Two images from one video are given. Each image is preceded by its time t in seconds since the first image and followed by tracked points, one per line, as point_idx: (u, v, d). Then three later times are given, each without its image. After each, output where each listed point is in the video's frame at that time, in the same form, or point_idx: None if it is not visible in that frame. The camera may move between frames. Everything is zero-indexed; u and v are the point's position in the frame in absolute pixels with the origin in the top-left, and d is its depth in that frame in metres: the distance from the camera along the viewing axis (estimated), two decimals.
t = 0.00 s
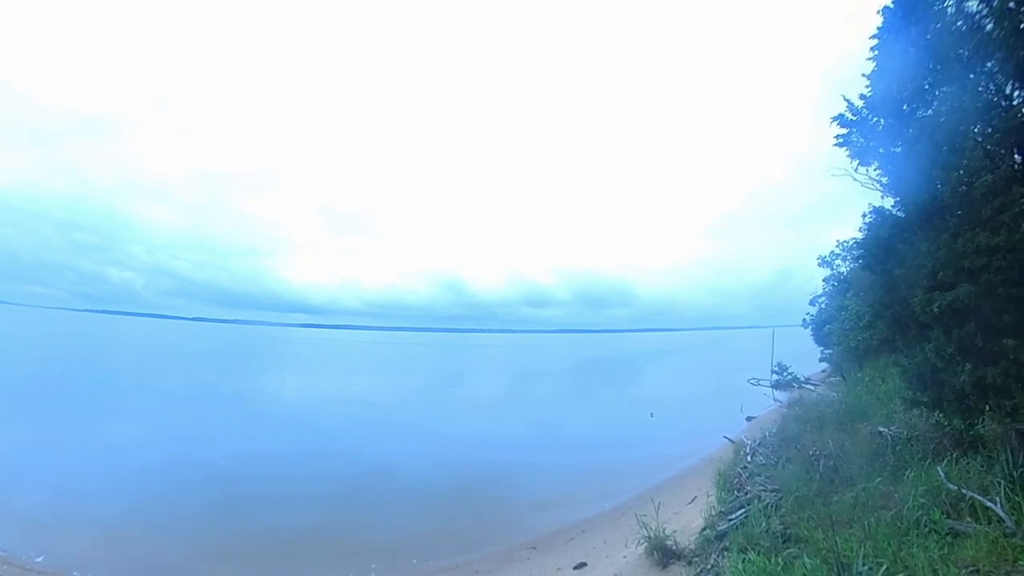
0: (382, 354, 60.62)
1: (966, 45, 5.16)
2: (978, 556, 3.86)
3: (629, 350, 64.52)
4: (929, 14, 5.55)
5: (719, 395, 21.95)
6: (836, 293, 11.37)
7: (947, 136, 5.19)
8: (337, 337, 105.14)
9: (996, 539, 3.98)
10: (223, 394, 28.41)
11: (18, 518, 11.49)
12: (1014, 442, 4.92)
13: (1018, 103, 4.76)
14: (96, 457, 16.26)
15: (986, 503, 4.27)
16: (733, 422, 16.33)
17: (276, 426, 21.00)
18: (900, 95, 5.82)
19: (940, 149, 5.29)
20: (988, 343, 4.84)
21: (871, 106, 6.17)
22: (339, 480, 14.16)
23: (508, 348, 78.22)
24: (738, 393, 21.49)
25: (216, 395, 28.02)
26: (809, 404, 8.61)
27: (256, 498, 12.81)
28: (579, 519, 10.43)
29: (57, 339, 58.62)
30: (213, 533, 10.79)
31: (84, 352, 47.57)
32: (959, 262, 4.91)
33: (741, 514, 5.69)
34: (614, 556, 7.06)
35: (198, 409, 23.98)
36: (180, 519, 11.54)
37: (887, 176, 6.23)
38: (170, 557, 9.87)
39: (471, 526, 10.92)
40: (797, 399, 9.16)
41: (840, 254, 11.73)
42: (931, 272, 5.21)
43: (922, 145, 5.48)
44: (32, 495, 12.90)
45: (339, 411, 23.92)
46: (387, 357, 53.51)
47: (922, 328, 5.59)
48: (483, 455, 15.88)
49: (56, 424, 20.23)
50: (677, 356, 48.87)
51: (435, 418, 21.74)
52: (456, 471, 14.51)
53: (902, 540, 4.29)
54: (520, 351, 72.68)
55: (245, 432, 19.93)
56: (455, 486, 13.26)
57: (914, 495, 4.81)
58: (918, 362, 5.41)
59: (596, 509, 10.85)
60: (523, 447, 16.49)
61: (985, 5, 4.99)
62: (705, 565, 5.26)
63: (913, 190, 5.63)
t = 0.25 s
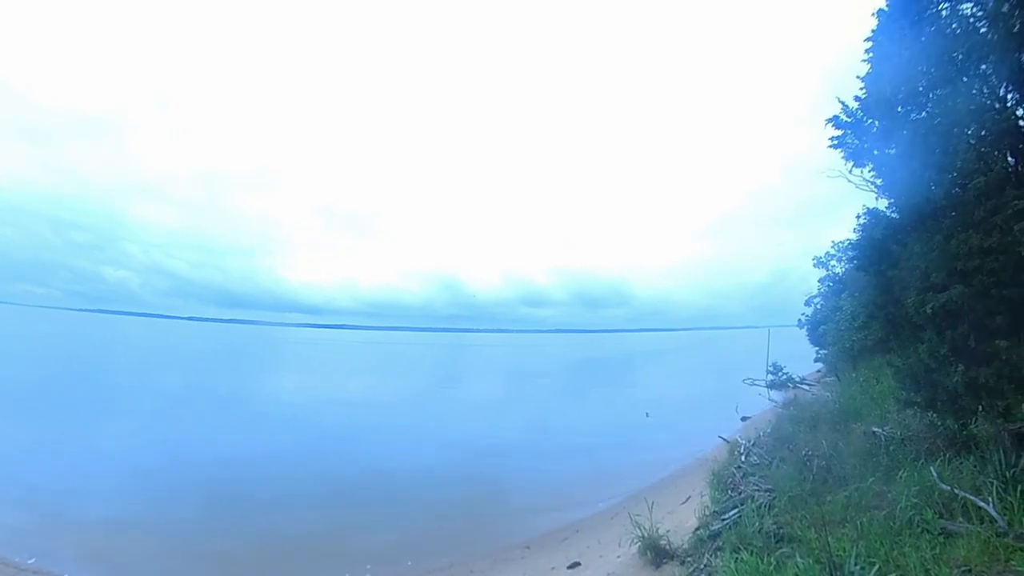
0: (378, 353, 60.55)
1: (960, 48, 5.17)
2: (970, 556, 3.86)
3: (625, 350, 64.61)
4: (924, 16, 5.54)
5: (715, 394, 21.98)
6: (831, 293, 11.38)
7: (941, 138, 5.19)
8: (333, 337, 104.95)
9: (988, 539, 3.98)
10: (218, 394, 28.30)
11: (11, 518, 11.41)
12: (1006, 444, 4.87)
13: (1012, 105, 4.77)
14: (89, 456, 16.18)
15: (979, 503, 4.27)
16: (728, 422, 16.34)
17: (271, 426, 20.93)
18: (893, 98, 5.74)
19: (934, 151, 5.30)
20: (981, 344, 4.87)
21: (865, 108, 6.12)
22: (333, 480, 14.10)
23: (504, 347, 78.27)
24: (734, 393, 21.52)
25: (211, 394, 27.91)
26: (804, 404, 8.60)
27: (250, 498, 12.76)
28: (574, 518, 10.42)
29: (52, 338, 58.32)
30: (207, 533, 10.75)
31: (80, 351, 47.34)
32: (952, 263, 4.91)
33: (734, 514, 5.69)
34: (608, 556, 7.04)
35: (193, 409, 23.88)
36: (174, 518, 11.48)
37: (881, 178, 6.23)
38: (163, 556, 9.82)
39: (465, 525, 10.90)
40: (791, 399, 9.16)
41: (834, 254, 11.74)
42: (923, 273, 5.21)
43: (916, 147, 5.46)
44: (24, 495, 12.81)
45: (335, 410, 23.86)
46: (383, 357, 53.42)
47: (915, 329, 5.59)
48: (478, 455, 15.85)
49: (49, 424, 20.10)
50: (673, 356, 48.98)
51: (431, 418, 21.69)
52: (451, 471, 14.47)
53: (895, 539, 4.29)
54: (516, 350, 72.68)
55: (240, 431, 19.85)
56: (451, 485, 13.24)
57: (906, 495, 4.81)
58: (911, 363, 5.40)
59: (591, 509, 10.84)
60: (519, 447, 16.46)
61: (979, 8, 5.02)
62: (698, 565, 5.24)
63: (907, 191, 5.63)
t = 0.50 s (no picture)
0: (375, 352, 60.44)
1: (956, 49, 5.18)
2: (966, 555, 3.86)
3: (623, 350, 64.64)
4: (921, 18, 5.54)
5: (712, 395, 21.97)
6: (828, 293, 11.39)
7: (937, 139, 5.20)
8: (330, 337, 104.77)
9: (984, 538, 3.98)
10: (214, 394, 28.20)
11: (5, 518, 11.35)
12: (1003, 442, 4.90)
13: (1008, 106, 4.78)
14: (85, 456, 16.09)
15: (974, 502, 4.28)
16: (725, 422, 16.35)
17: (268, 426, 20.86)
18: (890, 98, 5.74)
19: (930, 152, 5.32)
20: (977, 344, 4.88)
21: (862, 109, 6.11)
22: (330, 480, 14.06)
23: (502, 347, 78.21)
24: (731, 393, 21.52)
25: (208, 394, 27.82)
26: (800, 404, 8.61)
27: (246, 498, 12.71)
28: (570, 518, 10.40)
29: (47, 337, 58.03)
30: (203, 533, 10.72)
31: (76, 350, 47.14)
32: (948, 263, 4.91)
33: (730, 514, 5.69)
34: (604, 555, 7.04)
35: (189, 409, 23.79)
36: (169, 518, 11.42)
37: (878, 178, 6.23)
38: (159, 556, 9.77)
39: (462, 525, 10.88)
40: (788, 399, 9.16)
41: (832, 255, 11.75)
42: (919, 273, 5.22)
43: (913, 148, 5.48)
44: (18, 495, 12.73)
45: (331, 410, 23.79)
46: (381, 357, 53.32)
47: (912, 329, 5.60)
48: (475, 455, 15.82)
49: (45, 424, 19.99)
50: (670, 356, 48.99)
51: (428, 417, 21.64)
52: (448, 471, 14.44)
53: (891, 539, 4.29)
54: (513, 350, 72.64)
55: (237, 431, 19.77)
56: (448, 485, 13.21)
57: (902, 495, 4.81)
58: (908, 362, 5.41)
59: (588, 509, 10.82)
60: (516, 447, 16.44)
61: (975, 10, 5.05)
62: (694, 565, 5.23)
63: (903, 192, 5.64)
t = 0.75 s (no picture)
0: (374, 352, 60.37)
1: (953, 50, 5.19)
2: (963, 554, 3.86)
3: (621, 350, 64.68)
4: (919, 19, 5.54)
5: (711, 395, 21.97)
6: (825, 293, 11.40)
7: (934, 139, 5.20)
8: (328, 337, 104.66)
9: (980, 538, 3.98)
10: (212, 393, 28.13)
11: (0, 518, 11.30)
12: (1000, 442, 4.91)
13: (1005, 107, 4.79)
14: (81, 456, 16.04)
15: (972, 502, 4.28)
16: (723, 422, 16.36)
17: (265, 425, 20.81)
18: (888, 99, 5.75)
19: (926, 153, 5.33)
20: (974, 344, 4.88)
21: (860, 109, 6.12)
22: (327, 480, 14.02)
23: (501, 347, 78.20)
24: (729, 393, 21.52)
25: (205, 394, 27.75)
26: (798, 404, 8.61)
27: (244, 497, 12.68)
28: (568, 518, 10.40)
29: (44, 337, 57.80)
30: (200, 532, 10.69)
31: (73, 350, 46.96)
32: (945, 263, 4.92)
33: (728, 513, 5.69)
34: (601, 555, 7.03)
35: (186, 408, 23.72)
36: (167, 518, 11.39)
37: (875, 179, 6.23)
38: (156, 556, 9.74)
39: (460, 525, 10.87)
40: (786, 399, 9.16)
41: (829, 255, 11.76)
42: (917, 274, 5.22)
43: (910, 148, 5.49)
44: (14, 495, 12.67)
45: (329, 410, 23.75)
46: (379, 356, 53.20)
47: (909, 329, 5.60)
48: (473, 455, 15.80)
49: (41, 424, 19.92)
50: (669, 356, 49.02)
51: (426, 417, 21.60)
52: (446, 471, 14.41)
53: (888, 539, 4.29)
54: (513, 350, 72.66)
55: (234, 431, 19.72)
56: (445, 485, 13.18)
57: (899, 494, 4.82)
58: (905, 362, 5.41)
59: (585, 509, 10.82)
60: (514, 447, 16.42)
61: (973, 11, 5.05)
62: (691, 564, 5.23)
63: (900, 192, 5.65)
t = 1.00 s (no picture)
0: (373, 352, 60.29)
1: (952, 51, 5.18)
2: (961, 554, 3.85)
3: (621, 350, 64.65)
4: (918, 19, 5.53)
5: (710, 394, 21.94)
6: (824, 293, 11.40)
7: (933, 140, 5.20)
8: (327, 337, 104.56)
9: (979, 537, 3.97)
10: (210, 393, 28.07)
11: None
12: (998, 442, 4.91)
13: (1004, 107, 4.78)
14: (79, 455, 16.00)
15: (970, 502, 4.27)
16: (722, 422, 16.36)
17: (263, 425, 20.77)
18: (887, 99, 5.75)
19: (925, 153, 5.33)
20: (972, 344, 4.88)
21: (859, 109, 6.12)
22: (325, 480, 13.99)
23: (500, 347, 78.18)
24: (728, 393, 21.50)
25: (204, 394, 27.71)
26: (797, 404, 8.60)
27: (242, 497, 12.66)
28: (566, 518, 10.38)
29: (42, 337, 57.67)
30: (197, 531, 10.66)
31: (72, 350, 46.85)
32: (943, 263, 4.91)
33: (726, 513, 5.68)
34: (600, 555, 7.02)
35: (184, 408, 23.67)
36: (164, 518, 11.35)
37: (874, 178, 6.23)
38: (154, 556, 9.71)
39: (459, 524, 10.84)
40: (785, 399, 9.15)
41: (828, 255, 11.76)
42: (915, 274, 5.22)
43: (908, 149, 5.49)
44: (10, 495, 12.62)
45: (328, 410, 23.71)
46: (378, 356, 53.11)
47: (907, 329, 5.60)
48: (472, 455, 15.77)
49: (39, 424, 19.87)
50: (668, 356, 49.01)
51: (425, 417, 21.58)
52: (444, 470, 14.38)
53: (886, 539, 4.28)
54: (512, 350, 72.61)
55: (232, 431, 19.68)
56: (444, 485, 13.15)
57: (898, 494, 4.81)
58: (904, 362, 5.41)
59: (584, 508, 10.80)
60: (512, 447, 16.39)
61: (972, 11, 5.05)
62: (689, 564, 5.22)
63: (899, 192, 5.64)
